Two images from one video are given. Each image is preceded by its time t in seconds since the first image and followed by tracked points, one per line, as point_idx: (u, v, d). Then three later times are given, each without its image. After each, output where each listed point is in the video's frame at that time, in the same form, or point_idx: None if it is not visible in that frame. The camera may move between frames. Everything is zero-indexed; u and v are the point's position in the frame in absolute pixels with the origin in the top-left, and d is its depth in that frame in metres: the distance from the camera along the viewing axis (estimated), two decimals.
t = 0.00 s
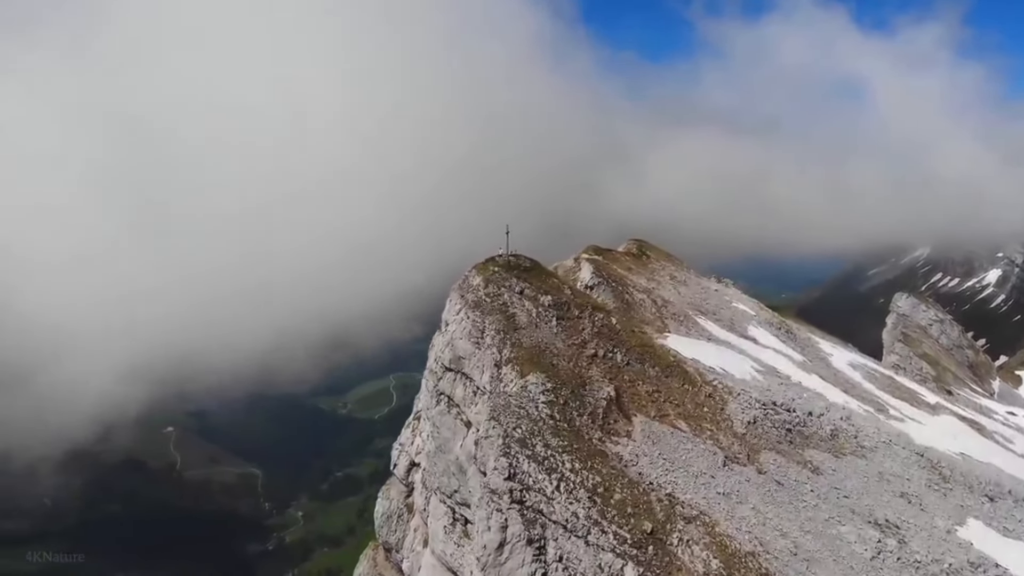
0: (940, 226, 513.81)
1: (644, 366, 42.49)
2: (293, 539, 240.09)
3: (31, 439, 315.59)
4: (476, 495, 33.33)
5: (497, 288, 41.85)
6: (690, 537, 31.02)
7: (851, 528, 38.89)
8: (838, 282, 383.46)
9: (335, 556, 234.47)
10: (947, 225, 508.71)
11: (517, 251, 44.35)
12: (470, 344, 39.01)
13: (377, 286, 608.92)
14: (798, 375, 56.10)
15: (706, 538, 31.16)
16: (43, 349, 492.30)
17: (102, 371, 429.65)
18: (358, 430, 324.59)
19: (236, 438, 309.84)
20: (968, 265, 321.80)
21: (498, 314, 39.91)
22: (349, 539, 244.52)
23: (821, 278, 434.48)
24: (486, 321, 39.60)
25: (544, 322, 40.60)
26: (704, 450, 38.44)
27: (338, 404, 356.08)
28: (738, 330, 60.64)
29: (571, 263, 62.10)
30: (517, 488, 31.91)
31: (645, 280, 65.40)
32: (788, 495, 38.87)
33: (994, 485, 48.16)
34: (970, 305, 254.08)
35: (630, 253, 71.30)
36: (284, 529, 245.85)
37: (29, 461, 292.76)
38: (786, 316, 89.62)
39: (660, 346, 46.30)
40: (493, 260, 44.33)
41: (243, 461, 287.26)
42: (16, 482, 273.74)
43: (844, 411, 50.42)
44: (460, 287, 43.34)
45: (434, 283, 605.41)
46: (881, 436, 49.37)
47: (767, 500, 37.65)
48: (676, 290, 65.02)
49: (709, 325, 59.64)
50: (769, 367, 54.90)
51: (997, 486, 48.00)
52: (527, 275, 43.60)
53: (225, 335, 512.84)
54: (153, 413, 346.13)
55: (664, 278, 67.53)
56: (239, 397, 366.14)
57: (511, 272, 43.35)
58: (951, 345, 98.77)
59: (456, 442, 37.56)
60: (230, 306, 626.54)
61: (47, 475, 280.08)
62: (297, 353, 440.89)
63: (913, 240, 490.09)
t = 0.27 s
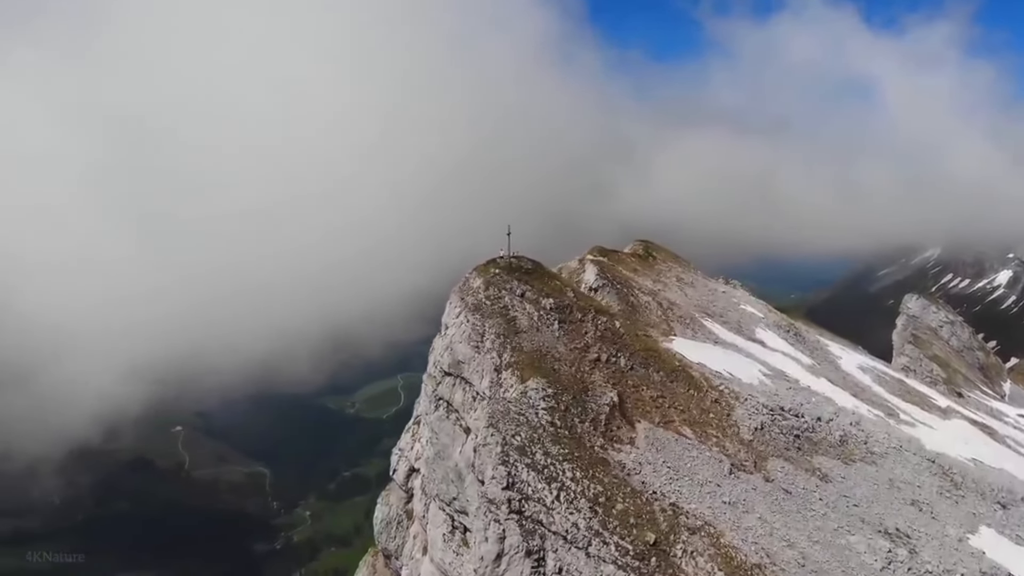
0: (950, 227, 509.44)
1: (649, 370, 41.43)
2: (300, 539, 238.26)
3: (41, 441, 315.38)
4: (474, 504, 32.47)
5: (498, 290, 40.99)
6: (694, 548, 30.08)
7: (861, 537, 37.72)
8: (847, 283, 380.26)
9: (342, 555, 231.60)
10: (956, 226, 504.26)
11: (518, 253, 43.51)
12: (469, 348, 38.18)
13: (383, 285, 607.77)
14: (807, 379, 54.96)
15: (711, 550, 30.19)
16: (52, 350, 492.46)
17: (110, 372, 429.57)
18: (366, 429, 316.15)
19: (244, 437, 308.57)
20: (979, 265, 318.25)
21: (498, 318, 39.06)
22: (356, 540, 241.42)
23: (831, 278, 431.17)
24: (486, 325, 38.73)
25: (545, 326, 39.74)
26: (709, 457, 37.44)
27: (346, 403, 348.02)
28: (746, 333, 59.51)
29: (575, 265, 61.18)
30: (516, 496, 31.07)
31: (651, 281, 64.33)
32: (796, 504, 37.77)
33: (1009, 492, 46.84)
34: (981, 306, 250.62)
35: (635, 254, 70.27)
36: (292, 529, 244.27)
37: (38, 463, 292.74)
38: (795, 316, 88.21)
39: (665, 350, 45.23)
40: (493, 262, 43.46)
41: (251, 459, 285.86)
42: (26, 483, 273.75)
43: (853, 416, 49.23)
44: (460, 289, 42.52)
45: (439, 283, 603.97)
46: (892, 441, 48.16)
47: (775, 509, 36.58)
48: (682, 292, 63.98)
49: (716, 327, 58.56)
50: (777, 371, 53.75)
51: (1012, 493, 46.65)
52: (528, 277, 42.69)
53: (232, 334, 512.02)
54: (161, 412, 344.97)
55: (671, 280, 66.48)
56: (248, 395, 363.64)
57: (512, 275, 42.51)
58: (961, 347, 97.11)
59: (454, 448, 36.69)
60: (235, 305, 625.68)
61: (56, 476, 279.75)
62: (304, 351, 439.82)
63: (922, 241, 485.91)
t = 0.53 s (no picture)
0: (959, 228, 505.30)
1: (653, 375, 40.46)
2: (307, 539, 237.97)
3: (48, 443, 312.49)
4: (472, 513, 31.68)
5: (498, 293, 40.15)
6: (699, 560, 29.03)
7: (871, 547, 36.50)
8: (856, 284, 377.23)
9: (348, 554, 230.60)
10: (966, 226, 500.23)
11: (520, 254, 42.69)
12: (468, 352, 37.35)
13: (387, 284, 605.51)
14: (816, 383, 53.79)
15: (716, 563, 29.14)
16: (57, 349, 489.71)
17: (117, 373, 426.81)
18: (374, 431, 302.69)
19: (252, 438, 304.96)
20: (990, 267, 314.87)
21: (499, 321, 38.24)
22: (363, 540, 240.05)
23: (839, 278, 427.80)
24: (486, 328, 37.90)
25: (547, 329, 38.83)
26: (715, 465, 36.44)
27: (354, 404, 335.04)
28: (754, 336, 58.37)
29: (580, 266, 60.21)
30: (515, 506, 30.23)
31: (657, 283, 63.25)
32: (804, 513, 36.62)
33: None
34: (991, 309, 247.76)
35: (642, 256, 69.19)
36: (299, 528, 244.46)
37: (45, 464, 290.54)
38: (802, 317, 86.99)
39: (670, 353, 44.23)
40: (494, 264, 42.70)
41: (260, 459, 283.86)
42: (32, 485, 271.78)
43: (863, 422, 48.01)
44: (461, 292, 41.71)
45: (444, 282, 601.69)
46: (903, 448, 46.97)
47: (783, 518, 35.44)
48: (689, 295, 62.89)
49: (723, 330, 57.48)
50: (785, 375, 52.59)
51: None
52: (530, 279, 41.78)
53: (238, 332, 508.60)
54: (168, 414, 342.24)
55: (678, 282, 65.36)
56: (256, 395, 359.32)
57: (513, 277, 41.68)
58: (973, 348, 95.57)
59: (453, 454, 35.86)
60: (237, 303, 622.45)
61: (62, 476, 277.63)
62: (311, 349, 436.90)
63: (931, 242, 482.08)
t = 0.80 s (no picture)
0: (969, 229, 500.93)
1: (658, 381, 39.43)
2: (315, 539, 224.56)
3: (48, 435, 301.48)
4: (470, 523, 31.07)
5: (499, 297, 39.47)
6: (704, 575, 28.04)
7: (882, 559, 35.27)
8: (867, 284, 373.55)
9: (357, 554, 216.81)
10: (976, 228, 496.04)
11: (522, 256, 42.02)
12: (468, 358, 36.71)
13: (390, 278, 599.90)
14: (824, 387, 52.66)
15: None
16: (55, 339, 479.50)
17: (118, 364, 415.11)
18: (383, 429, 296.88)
19: (261, 433, 295.74)
20: (1002, 269, 311.13)
21: (499, 325, 37.59)
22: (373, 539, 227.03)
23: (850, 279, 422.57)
24: (486, 333, 37.18)
25: (549, 333, 38.01)
26: (721, 473, 35.41)
27: (363, 403, 329.41)
28: (763, 340, 57.18)
29: (585, 268, 59.08)
30: (513, 517, 29.50)
31: (663, 285, 62.02)
32: (812, 523, 35.49)
33: None
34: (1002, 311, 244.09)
35: (648, 258, 67.97)
36: (307, 528, 230.88)
37: (42, 456, 279.52)
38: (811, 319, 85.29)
39: (674, 358, 43.31)
40: (495, 267, 42.07)
41: (269, 457, 271.50)
42: (29, 476, 260.57)
43: (874, 427, 46.80)
44: (461, 295, 41.05)
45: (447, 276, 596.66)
46: (915, 454, 45.71)
47: (791, 529, 34.32)
48: (696, 297, 61.65)
49: (731, 334, 56.37)
50: (794, 379, 51.45)
51: None
52: (531, 282, 41.10)
53: (242, 321, 496.56)
54: (171, 408, 332.61)
55: (685, 284, 64.19)
56: (262, 390, 350.37)
57: (514, 280, 40.95)
58: (984, 351, 93.79)
59: (452, 462, 35.12)
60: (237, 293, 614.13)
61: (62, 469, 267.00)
62: (317, 339, 426.87)
63: (940, 243, 477.85)
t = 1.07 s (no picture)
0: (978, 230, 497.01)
1: (663, 386, 38.36)
2: (326, 537, 225.77)
3: (52, 433, 297.96)
4: (468, 534, 30.31)
5: (500, 299, 38.67)
6: None
7: (894, 570, 34.07)
8: (878, 285, 370.17)
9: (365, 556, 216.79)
10: (985, 228, 491.93)
11: (524, 257, 41.13)
12: (468, 363, 36.01)
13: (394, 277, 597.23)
14: (835, 391, 51.38)
15: None
16: (58, 338, 475.51)
17: (123, 363, 411.94)
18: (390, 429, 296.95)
19: (268, 433, 292.92)
20: (1014, 270, 307.54)
21: (500, 329, 36.76)
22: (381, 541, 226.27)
23: (860, 279, 419.09)
24: (486, 337, 36.43)
25: (550, 337, 37.11)
26: (727, 482, 34.35)
27: (371, 403, 328.67)
28: (771, 342, 56.01)
29: (590, 269, 57.99)
30: (512, 530, 28.75)
31: (670, 287, 60.85)
32: (821, 534, 34.30)
33: None
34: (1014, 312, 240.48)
35: (655, 259, 66.78)
36: (316, 527, 231.36)
37: (45, 453, 275.65)
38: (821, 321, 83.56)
39: (679, 361, 42.18)
40: (497, 268, 41.24)
41: (277, 457, 269.25)
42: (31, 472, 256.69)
43: (885, 433, 45.53)
44: (461, 297, 40.32)
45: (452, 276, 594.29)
46: (926, 461, 44.47)
47: (799, 541, 33.19)
48: (704, 299, 60.33)
49: (739, 336, 55.26)
50: (804, 383, 50.26)
51: None
52: (532, 284, 40.23)
53: (248, 322, 493.26)
54: (177, 406, 329.67)
55: (692, 287, 62.97)
56: (269, 388, 347.27)
57: (516, 282, 40.15)
58: (995, 353, 92.13)
59: (451, 469, 34.31)
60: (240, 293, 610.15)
61: (65, 466, 263.25)
62: (323, 337, 424.27)
63: (949, 244, 474.08)
